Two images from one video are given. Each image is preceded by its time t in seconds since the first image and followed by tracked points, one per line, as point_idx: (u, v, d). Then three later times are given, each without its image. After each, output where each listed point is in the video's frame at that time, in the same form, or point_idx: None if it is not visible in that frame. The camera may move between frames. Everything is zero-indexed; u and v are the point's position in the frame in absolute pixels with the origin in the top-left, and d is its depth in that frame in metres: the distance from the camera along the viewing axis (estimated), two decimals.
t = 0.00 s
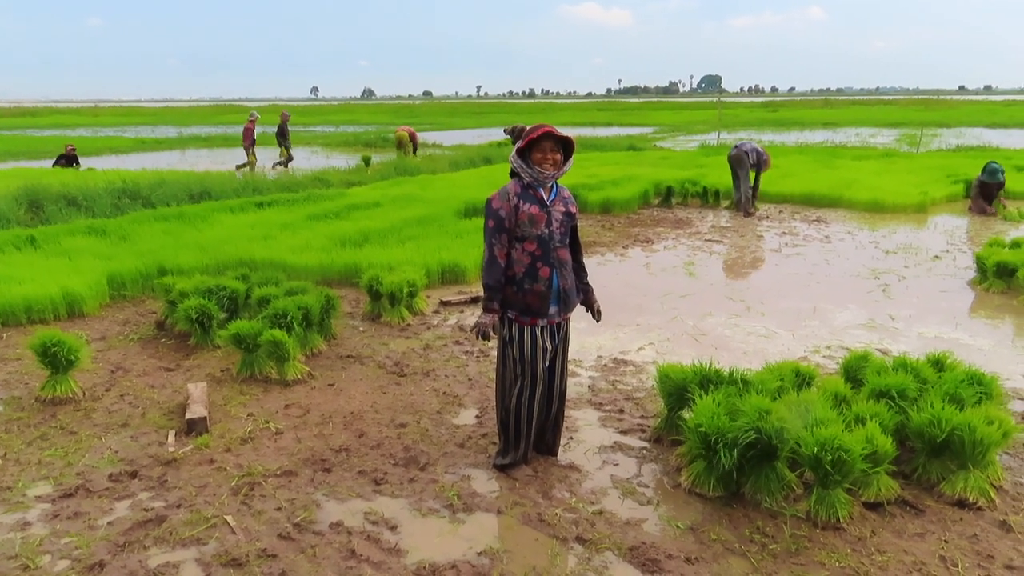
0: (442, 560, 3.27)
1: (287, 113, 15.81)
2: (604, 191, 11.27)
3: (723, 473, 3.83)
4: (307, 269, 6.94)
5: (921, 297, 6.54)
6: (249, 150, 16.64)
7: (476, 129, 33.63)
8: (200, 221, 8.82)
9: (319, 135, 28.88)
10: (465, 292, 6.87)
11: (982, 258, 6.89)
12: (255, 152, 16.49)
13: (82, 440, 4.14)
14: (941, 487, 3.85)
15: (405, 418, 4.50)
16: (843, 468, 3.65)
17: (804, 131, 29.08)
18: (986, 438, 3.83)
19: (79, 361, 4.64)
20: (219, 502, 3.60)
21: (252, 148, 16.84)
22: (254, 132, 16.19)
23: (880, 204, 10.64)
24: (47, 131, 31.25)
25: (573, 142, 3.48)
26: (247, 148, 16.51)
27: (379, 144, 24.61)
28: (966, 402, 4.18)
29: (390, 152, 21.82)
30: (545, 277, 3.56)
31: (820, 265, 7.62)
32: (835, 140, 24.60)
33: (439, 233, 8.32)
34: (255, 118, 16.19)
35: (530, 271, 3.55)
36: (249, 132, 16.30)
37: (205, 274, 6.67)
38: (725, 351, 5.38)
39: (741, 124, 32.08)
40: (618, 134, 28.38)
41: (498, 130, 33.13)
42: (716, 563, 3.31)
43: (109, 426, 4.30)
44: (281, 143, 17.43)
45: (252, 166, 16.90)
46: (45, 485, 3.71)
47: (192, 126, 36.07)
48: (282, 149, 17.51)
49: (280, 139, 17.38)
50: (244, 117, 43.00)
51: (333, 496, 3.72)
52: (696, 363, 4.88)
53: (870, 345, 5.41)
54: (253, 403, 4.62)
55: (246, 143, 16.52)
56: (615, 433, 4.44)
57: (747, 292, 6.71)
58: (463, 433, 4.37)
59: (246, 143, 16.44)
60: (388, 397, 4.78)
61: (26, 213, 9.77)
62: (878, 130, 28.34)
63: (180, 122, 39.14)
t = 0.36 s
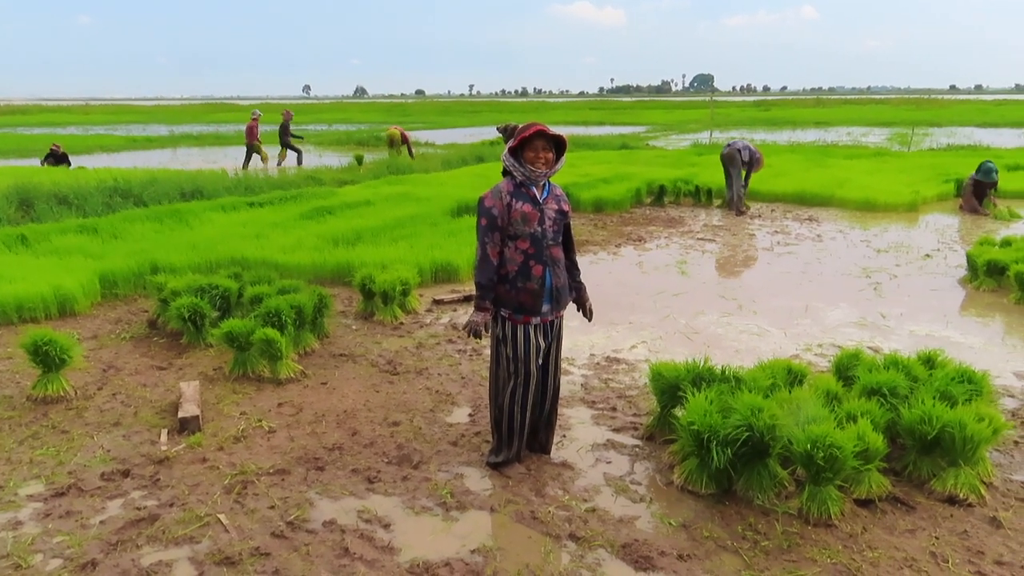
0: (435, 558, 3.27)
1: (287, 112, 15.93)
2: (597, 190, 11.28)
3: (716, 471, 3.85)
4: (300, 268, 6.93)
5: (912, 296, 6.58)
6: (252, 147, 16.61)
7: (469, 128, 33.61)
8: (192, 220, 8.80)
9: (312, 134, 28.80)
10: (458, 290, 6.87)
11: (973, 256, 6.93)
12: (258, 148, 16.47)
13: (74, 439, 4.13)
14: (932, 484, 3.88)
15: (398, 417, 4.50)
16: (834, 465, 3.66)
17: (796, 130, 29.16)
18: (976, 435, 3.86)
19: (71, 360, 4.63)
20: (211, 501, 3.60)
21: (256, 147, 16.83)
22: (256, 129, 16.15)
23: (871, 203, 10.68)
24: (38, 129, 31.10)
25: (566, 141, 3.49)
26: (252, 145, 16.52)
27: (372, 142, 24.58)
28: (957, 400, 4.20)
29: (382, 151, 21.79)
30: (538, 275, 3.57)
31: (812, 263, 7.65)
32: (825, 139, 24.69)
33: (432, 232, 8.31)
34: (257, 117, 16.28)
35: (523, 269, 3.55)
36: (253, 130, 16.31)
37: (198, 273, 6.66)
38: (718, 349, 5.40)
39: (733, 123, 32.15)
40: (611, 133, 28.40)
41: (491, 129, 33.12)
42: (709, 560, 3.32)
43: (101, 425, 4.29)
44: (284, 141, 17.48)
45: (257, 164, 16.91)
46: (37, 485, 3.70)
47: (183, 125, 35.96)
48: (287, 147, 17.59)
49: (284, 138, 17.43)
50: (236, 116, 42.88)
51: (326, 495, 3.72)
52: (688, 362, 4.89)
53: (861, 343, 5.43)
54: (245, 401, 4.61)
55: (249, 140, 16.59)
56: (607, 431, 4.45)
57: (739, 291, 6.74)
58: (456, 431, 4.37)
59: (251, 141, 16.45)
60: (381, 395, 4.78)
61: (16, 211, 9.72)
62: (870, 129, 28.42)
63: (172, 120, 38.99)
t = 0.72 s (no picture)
0: (428, 558, 3.27)
1: (293, 114, 15.86)
2: (588, 190, 11.30)
3: (708, 470, 3.86)
4: (291, 269, 6.91)
5: (901, 294, 6.62)
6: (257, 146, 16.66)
7: (460, 129, 33.57)
8: (182, 220, 8.75)
9: (302, 134, 28.72)
10: (450, 290, 6.87)
11: (961, 255, 6.98)
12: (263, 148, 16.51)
13: (64, 442, 4.10)
14: (922, 482, 3.90)
15: (390, 417, 4.50)
16: (825, 463, 3.68)
17: (786, 129, 29.26)
18: (966, 433, 3.89)
19: (61, 362, 4.60)
20: (203, 503, 3.59)
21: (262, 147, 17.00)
22: (261, 128, 16.20)
23: (860, 202, 10.74)
24: (24, 129, 30.88)
25: (556, 141, 3.50)
26: (255, 144, 16.61)
27: (362, 143, 24.53)
28: (946, 397, 4.23)
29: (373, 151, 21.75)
30: (530, 274, 3.57)
31: (802, 263, 7.68)
32: (815, 138, 24.79)
33: (423, 232, 8.31)
34: (259, 116, 16.48)
35: (515, 269, 3.55)
36: (257, 130, 16.43)
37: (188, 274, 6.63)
38: (709, 348, 5.41)
39: (724, 123, 32.26)
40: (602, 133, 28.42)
41: (482, 129, 33.10)
42: (701, 559, 3.33)
43: (91, 427, 4.26)
44: (290, 144, 17.53)
45: (260, 165, 16.92)
46: (27, 488, 3.68)
47: (172, 125, 35.80)
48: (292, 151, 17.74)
49: (288, 141, 17.51)
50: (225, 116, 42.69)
51: (318, 496, 3.71)
52: (680, 361, 4.91)
53: (851, 342, 5.47)
54: (237, 403, 4.60)
55: (252, 142, 16.75)
56: (600, 431, 4.46)
57: (730, 290, 6.76)
58: (448, 431, 4.38)
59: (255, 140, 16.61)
60: (373, 396, 4.77)
61: (5, 212, 9.65)
62: (859, 128, 28.54)
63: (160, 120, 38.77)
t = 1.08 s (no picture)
0: (422, 558, 3.27)
1: (293, 111, 15.86)
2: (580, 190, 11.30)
3: (701, 468, 3.88)
4: (283, 269, 6.90)
5: (892, 293, 6.65)
6: (260, 146, 16.74)
7: (453, 129, 33.53)
8: (174, 221, 8.72)
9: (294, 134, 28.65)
10: (443, 290, 6.86)
11: (952, 254, 7.01)
12: (266, 147, 16.56)
13: (56, 443, 4.08)
14: (913, 479, 3.92)
15: (383, 417, 4.49)
16: (817, 461, 3.70)
17: (778, 129, 29.33)
18: (956, 431, 3.92)
19: (51, 363, 4.57)
20: (196, 504, 3.57)
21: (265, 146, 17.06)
22: (261, 127, 16.26)
23: (851, 202, 10.78)
24: (12, 128, 30.67)
25: (550, 141, 3.50)
26: (257, 144, 16.71)
27: (355, 142, 24.47)
28: (937, 396, 4.25)
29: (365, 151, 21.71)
30: (523, 274, 3.57)
31: (794, 262, 7.72)
32: (806, 138, 24.87)
33: (416, 232, 8.30)
34: (259, 114, 16.53)
35: (507, 269, 3.55)
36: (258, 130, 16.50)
37: (179, 274, 6.60)
38: (702, 347, 5.43)
39: (715, 122, 32.33)
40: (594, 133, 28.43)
41: (474, 129, 33.06)
42: (694, 557, 3.34)
43: (83, 429, 4.24)
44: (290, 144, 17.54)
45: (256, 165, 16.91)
46: (18, 489, 3.66)
47: (163, 125, 35.62)
48: (292, 148, 17.79)
49: (288, 141, 17.52)
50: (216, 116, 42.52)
51: (312, 496, 3.70)
52: (673, 360, 4.92)
53: (843, 340, 5.49)
54: (229, 403, 4.59)
55: (254, 142, 16.81)
56: (593, 430, 4.46)
57: (722, 289, 6.78)
58: (442, 431, 4.37)
59: (257, 140, 16.71)
60: (366, 396, 4.77)
61: None
62: (850, 128, 28.64)
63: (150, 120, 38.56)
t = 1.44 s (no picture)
0: (414, 559, 3.27)
1: (294, 115, 15.60)
2: (572, 190, 11.32)
3: (693, 467, 3.89)
4: (275, 271, 6.88)
5: (882, 292, 6.68)
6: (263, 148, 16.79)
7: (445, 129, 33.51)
8: (164, 222, 8.69)
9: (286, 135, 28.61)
10: (434, 291, 6.86)
11: (942, 253, 7.05)
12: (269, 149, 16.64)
13: (45, 445, 4.06)
14: (904, 477, 3.94)
15: (375, 418, 4.49)
16: (809, 460, 3.71)
17: (769, 129, 29.40)
18: (946, 429, 3.94)
19: (41, 366, 4.55)
20: (187, 505, 3.56)
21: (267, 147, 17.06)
22: (265, 131, 16.39)
23: (842, 202, 10.82)
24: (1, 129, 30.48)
25: (542, 140, 3.52)
26: (259, 146, 16.79)
27: (346, 143, 24.43)
28: (927, 394, 4.28)
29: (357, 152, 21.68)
30: (513, 274, 3.58)
31: (785, 261, 7.75)
32: (797, 138, 24.94)
33: (408, 232, 8.29)
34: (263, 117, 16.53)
35: (498, 269, 3.55)
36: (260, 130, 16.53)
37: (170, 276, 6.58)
38: (693, 347, 5.44)
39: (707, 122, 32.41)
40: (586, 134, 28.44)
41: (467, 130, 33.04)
42: (686, 556, 3.35)
43: (73, 431, 4.22)
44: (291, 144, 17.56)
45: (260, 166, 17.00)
46: (7, 492, 3.64)
47: (154, 126, 35.50)
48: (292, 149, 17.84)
49: (289, 142, 17.53)
50: (206, 117, 42.39)
51: (303, 497, 3.69)
52: (665, 359, 4.93)
53: (834, 339, 5.51)
54: (220, 404, 4.58)
55: (257, 143, 16.87)
56: (585, 429, 4.47)
57: (714, 289, 6.80)
58: (434, 431, 4.37)
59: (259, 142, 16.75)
60: (358, 397, 4.76)
61: None
62: (841, 128, 28.73)
63: (140, 121, 38.41)
